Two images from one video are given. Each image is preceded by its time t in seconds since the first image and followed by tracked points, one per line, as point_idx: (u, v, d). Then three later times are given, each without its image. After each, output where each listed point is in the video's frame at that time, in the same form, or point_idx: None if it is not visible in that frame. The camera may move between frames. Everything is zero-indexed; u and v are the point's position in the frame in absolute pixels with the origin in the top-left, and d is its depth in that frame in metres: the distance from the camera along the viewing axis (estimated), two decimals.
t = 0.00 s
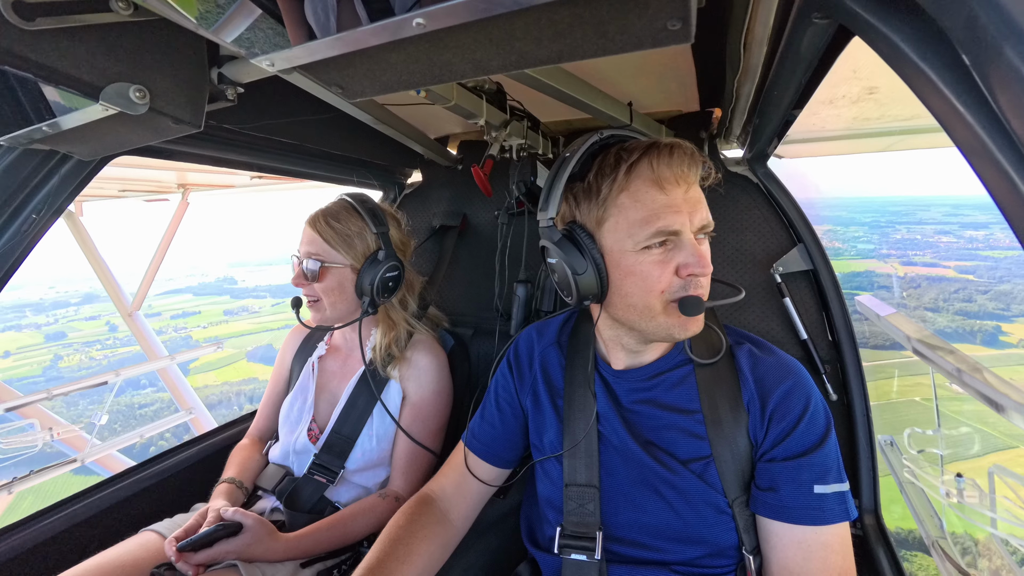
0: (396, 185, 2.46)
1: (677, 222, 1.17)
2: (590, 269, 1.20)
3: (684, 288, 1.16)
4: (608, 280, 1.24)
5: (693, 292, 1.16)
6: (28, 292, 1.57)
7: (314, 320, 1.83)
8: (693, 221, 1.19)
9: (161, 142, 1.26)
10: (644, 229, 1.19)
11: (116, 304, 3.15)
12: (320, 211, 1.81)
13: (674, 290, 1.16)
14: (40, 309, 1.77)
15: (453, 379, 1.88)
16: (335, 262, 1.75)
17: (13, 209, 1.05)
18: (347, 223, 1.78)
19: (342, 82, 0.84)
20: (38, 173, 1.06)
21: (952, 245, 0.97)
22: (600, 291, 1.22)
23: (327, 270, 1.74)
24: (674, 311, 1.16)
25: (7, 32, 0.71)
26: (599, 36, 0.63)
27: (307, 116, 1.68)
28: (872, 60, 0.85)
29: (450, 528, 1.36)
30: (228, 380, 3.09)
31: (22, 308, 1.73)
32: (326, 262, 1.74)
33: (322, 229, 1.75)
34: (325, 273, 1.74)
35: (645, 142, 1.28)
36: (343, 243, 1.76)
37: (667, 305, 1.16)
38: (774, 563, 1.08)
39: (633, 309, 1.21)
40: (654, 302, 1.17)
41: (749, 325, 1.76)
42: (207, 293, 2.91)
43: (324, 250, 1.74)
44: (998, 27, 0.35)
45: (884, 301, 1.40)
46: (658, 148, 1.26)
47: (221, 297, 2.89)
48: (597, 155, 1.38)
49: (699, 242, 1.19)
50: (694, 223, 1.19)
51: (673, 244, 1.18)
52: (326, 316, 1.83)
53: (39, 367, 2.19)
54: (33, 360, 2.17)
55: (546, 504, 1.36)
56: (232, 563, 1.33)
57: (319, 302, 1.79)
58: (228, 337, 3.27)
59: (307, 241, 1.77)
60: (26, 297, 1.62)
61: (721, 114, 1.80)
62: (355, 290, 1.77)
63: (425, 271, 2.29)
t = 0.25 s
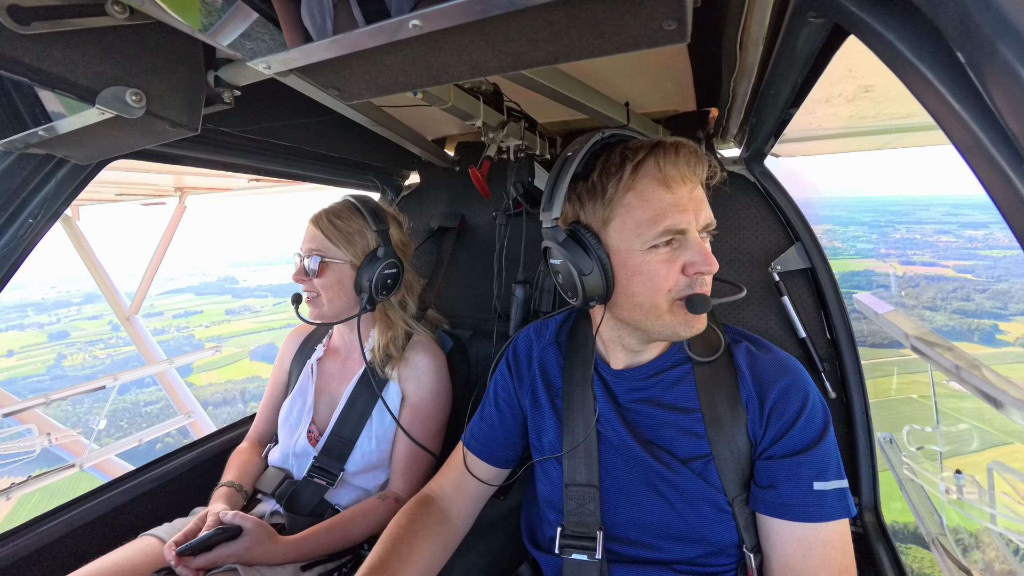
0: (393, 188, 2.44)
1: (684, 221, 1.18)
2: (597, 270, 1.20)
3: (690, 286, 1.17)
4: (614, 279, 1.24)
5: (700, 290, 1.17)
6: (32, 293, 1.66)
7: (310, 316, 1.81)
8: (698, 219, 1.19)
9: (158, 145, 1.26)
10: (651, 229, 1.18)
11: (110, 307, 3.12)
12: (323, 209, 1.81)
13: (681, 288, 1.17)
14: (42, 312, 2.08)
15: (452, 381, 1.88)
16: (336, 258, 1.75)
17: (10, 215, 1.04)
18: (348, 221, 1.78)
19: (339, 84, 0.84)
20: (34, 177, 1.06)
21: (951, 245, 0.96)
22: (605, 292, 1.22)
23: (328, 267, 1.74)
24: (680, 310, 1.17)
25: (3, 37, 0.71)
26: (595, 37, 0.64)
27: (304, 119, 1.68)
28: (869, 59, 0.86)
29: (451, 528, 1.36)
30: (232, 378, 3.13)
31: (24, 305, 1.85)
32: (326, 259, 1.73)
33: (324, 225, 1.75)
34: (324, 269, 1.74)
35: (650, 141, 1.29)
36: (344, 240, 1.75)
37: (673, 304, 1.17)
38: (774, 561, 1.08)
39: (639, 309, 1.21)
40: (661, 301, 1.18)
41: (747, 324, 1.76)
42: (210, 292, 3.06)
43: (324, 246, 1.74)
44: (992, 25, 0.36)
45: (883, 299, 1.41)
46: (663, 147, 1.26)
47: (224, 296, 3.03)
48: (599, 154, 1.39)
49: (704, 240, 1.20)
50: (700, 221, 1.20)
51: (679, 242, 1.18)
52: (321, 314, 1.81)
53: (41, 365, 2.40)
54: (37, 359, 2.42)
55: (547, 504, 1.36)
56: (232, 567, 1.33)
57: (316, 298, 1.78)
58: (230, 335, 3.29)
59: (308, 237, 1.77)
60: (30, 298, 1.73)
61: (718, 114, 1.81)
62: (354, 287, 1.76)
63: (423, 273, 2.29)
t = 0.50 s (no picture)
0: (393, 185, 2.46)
1: (672, 223, 1.17)
2: (585, 270, 1.21)
3: (678, 288, 1.16)
4: (602, 279, 1.25)
5: (687, 292, 1.16)
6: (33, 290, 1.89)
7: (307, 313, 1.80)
8: (687, 221, 1.19)
9: (156, 141, 1.26)
10: (639, 230, 1.18)
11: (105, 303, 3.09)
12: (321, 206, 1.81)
13: (668, 290, 1.16)
14: (47, 310, 2.42)
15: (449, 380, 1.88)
16: (333, 255, 1.74)
17: (6, 209, 1.03)
18: (345, 218, 1.77)
19: (338, 81, 0.84)
20: (31, 172, 1.05)
21: (949, 244, 0.98)
22: (594, 291, 1.23)
23: (325, 263, 1.73)
24: (668, 313, 1.15)
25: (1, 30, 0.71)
26: (594, 37, 0.63)
27: (302, 116, 1.67)
28: (867, 61, 0.86)
29: (446, 527, 1.35)
30: (236, 376, 3.16)
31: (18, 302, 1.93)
32: (323, 255, 1.72)
33: (322, 222, 1.75)
34: (321, 266, 1.73)
35: (641, 143, 1.28)
36: (341, 237, 1.75)
37: (661, 307, 1.16)
38: (768, 562, 1.08)
39: (628, 311, 1.20)
40: (649, 303, 1.17)
41: (744, 326, 1.76)
42: (212, 290, 3.14)
43: (322, 242, 1.73)
44: (991, 28, 0.36)
45: (878, 301, 1.42)
46: (653, 149, 1.26)
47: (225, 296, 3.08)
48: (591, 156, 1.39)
49: (694, 242, 1.19)
50: (689, 223, 1.19)
51: (668, 244, 1.18)
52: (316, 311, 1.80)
53: (46, 364, 2.46)
54: (42, 357, 2.51)
55: (542, 504, 1.36)
56: (227, 564, 1.33)
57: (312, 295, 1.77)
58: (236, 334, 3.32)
59: (306, 234, 1.77)
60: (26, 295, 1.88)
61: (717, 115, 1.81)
62: (350, 284, 1.75)
63: (421, 272, 2.29)
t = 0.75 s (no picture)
0: (392, 182, 2.47)
1: (659, 228, 1.17)
2: (574, 271, 1.22)
3: (666, 293, 1.16)
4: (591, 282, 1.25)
5: (675, 297, 1.15)
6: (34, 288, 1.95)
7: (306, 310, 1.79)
8: (676, 226, 1.18)
9: (156, 135, 1.25)
10: (626, 234, 1.18)
11: (105, 299, 3.05)
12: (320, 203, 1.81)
13: (655, 295, 1.16)
14: (48, 309, 2.34)
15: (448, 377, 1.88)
16: (332, 252, 1.73)
17: (4, 200, 1.03)
18: (345, 215, 1.77)
19: (340, 77, 0.84)
20: (30, 164, 1.05)
21: (949, 243, 0.97)
22: (583, 293, 1.24)
23: (324, 260, 1.72)
24: (655, 317, 1.16)
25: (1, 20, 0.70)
26: (597, 36, 0.63)
27: (303, 111, 1.67)
28: (869, 64, 0.86)
29: (443, 525, 1.36)
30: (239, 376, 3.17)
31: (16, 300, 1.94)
32: (323, 251, 1.71)
33: (322, 218, 1.74)
34: (320, 262, 1.72)
35: (631, 148, 1.28)
36: (341, 234, 1.74)
37: (648, 311, 1.16)
38: (764, 564, 1.08)
39: (616, 314, 1.21)
40: (635, 307, 1.18)
41: (742, 327, 1.77)
42: (213, 291, 3.21)
43: (322, 239, 1.73)
44: (993, 32, 0.36)
45: (877, 304, 1.42)
46: (642, 153, 1.26)
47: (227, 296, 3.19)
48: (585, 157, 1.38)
49: (683, 248, 1.18)
50: (679, 229, 1.18)
51: (655, 249, 1.17)
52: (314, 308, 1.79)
53: (49, 363, 2.33)
54: (45, 357, 2.37)
55: (539, 503, 1.36)
56: (223, 559, 1.33)
57: (311, 292, 1.76)
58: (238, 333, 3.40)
59: (306, 231, 1.76)
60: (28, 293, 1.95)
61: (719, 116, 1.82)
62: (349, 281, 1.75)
63: (420, 269, 2.28)
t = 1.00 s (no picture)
0: (393, 182, 2.45)
1: (605, 230, 1.17)
2: (545, 265, 1.37)
3: (617, 294, 1.15)
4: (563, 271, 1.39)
5: (625, 299, 1.14)
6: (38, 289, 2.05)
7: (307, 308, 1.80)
8: (625, 229, 1.15)
9: (157, 134, 1.25)
10: (575, 236, 1.21)
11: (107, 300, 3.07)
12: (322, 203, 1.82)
13: (604, 296, 1.16)
14: (51, 309, 2.36)
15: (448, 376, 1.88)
16: (333, 250, 1.73)
17: (6, 199, 1.03)
18: (346, 214, 1.78)
19: (341, 76, 0.84)
20: (31, 163, 1.05)
21: (948, 242, 0.96)
22: (555, 284, 1.39)
23: (325, 258, 1.72)
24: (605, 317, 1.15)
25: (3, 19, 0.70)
26: (598, 36, 0.63)
27: (304, 111, 1.67)
28: (871, 64, 0.86)
29: (443, 525, 1.36)
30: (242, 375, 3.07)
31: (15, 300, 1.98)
32: (324, 250, 1.72)
33: (324, 217, 1.75)
34: (321, 261, 1.72)
35: (596, 151, 1.26)
36: (342, 233, 1.75)
37: (597, 310, 1.17)
38: (765, 564, 1.08)
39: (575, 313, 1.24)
40: (588, 306, 1.19)
41: (743, 327, 1.76)
42: (214, 291, 3.18)
43: (323, 237, 1.73)
44: (995, 33, 0.36)
45: (878, 304, 1.42)
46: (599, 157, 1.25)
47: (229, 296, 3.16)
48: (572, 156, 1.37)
49: (637, 251, 1.16)
50: (629, 232, 1.16)
51: (605, 252, 1.18)
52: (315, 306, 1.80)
53: (53, 363, 2.38)
54: (49, 356, 2.42)
55: (540, 503, 1.36)
56: (223, 559, 1.33)
57: (311, 290, 1.76)
58: (239, 332, 3.36)
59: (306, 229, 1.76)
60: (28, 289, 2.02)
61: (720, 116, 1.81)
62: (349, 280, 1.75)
63: (420, 268, 2.28)
